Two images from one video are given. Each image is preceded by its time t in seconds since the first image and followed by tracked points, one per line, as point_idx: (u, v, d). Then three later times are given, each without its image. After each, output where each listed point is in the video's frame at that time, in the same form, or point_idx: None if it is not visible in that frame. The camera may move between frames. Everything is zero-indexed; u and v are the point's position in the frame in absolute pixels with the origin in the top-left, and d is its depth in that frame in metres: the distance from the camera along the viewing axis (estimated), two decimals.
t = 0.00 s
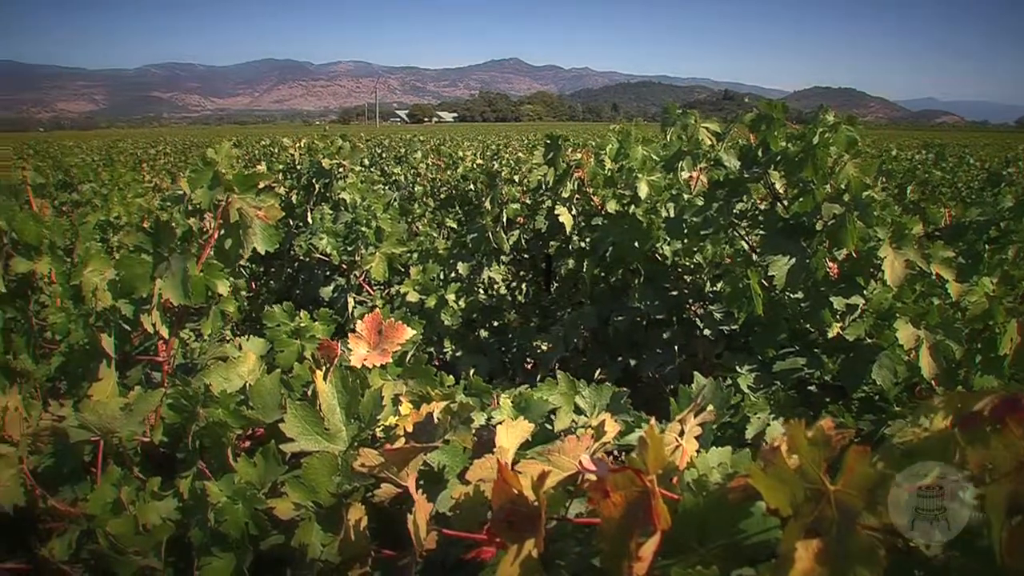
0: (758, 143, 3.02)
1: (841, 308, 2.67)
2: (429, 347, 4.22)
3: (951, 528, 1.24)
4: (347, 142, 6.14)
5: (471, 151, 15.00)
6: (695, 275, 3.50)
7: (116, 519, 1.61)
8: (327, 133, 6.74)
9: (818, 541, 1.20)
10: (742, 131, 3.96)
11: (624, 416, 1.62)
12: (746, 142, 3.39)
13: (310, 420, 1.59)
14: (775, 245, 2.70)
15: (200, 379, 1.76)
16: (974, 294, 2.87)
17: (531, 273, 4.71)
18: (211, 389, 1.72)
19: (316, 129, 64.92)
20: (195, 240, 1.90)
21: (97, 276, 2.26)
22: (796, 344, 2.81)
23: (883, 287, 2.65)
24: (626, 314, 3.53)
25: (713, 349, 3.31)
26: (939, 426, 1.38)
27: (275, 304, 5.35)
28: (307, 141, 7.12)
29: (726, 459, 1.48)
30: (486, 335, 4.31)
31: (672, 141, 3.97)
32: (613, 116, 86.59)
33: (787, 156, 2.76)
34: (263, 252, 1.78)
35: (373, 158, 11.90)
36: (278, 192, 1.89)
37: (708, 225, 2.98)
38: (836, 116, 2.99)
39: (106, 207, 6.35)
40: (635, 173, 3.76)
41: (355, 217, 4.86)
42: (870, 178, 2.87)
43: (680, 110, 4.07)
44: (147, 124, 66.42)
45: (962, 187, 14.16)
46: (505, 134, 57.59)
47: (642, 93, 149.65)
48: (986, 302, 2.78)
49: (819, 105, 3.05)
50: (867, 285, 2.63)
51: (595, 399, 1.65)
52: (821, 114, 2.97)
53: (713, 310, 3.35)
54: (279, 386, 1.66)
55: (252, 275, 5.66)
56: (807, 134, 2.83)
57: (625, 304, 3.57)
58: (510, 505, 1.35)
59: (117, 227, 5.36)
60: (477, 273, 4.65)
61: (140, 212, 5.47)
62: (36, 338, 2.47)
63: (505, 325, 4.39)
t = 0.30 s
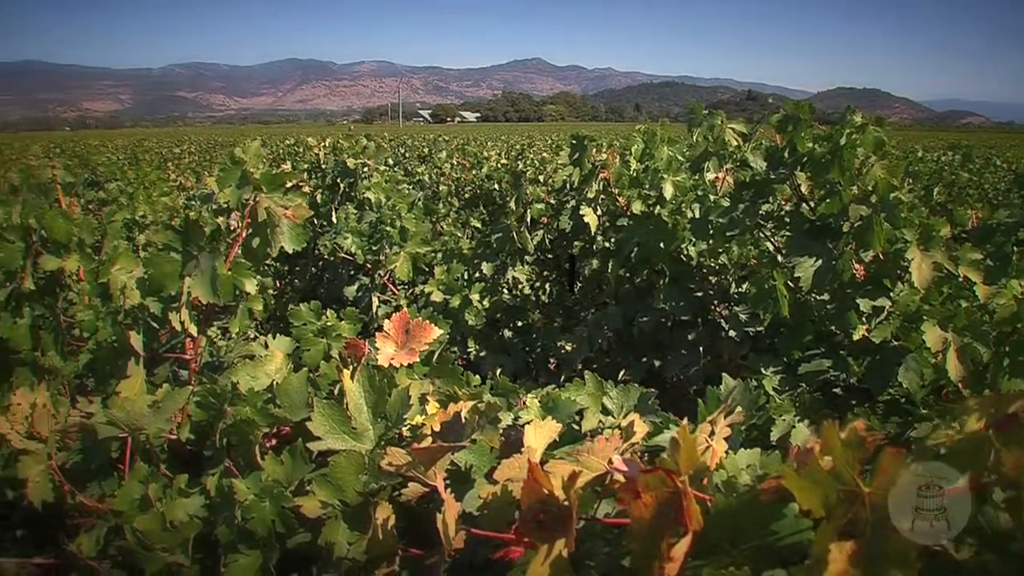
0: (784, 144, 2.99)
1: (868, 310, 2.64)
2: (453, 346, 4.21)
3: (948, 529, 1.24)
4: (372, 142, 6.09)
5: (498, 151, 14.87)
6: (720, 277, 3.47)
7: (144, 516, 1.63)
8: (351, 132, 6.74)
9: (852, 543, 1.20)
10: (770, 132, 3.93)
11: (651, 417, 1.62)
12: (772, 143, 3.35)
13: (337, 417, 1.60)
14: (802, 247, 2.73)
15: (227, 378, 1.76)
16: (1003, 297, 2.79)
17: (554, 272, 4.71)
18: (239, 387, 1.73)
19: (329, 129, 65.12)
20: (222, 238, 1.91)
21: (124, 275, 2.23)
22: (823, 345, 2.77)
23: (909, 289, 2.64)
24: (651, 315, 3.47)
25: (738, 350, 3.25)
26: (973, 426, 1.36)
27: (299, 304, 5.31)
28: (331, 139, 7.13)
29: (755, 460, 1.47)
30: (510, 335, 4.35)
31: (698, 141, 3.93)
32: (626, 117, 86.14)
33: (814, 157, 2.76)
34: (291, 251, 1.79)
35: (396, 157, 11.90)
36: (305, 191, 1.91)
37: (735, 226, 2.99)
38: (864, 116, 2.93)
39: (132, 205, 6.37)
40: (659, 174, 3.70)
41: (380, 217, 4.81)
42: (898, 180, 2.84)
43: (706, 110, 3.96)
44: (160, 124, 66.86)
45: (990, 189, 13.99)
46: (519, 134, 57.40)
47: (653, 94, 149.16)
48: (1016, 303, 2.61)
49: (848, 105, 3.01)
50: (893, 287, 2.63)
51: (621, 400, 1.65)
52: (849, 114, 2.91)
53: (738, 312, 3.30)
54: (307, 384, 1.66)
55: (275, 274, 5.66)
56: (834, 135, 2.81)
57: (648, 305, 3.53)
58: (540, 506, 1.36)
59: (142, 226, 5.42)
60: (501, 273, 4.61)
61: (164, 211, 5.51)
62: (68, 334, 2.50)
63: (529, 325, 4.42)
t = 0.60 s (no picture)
0: (810, 145, 2.98)
1: (892, 312, 2.61)
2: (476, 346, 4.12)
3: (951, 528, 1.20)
4: (394, 141, 6.06)
5: (520, 152, 14.80)
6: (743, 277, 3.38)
7: (169, 512, 1.63)
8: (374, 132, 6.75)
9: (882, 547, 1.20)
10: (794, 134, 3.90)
11: (676, 417, 1.62)
12: (797, 144, 3.30)
13: (361, 416, 1.60)
14: (825, 249, 2.71)
15: (252, 376, 1.77)
16: None
17: (576, 273, 4.72)
18: (264, 385, 1.73)
19: (341, 128, 65.32)
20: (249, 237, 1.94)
21: (149, 273, 2.33)
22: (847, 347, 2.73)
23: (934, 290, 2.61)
24: (674, 315, 3.44)
25: (761, 352, 3.20)
26: (1004, 431, 1.33)
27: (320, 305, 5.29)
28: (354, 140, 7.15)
29: (781, 463, 1.47)
30: (532, 335, 4.27)
31: (722, 141, 3.90)
32: (638, 117, 85.80)
33: (839, 158, 2.75)
34: (315, 250, 1.79)
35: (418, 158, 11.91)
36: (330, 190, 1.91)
37: (758, 228, 2.95)
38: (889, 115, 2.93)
39: (157, 204, 6.38)
40: (683, 176, 3.74)
41: (402, 216, 4.79)
42: (924, 182, 2.81)
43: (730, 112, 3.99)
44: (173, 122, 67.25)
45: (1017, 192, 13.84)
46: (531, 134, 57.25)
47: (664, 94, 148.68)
48: None
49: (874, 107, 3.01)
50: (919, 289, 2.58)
51: (647, 400, 1.66)
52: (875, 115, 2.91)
53: (761, 313, 3.26)
54: (330, 383, 1.66)
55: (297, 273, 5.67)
56: (860, 136, 2.77)
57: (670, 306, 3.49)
58: (567, 506, 1.36)
59: (165, 223, 5.47)
60: (523, 273, 4.58)
61: (186, 208, 5.56)
62: (96, 332, 2.52)
63: (551, 325, 4.37)
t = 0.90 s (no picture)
0: (834, 146, 2.93)
1: (917, 314, 2.59)
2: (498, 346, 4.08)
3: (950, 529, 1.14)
4: (418, 140, 6.03)
5: (542, 151, 14.66)
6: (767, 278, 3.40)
7: (194, 510, 1.64)
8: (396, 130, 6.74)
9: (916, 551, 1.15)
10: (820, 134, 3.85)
11: (701, 418, 1.63)
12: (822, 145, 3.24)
13: (387, 416, 1.61)
14: (850, 251, 2.69)
15: (278, 375, 1.78)
16: None
17: (598, 273, 4.72)
18: (289, 384, 1.74)
19: (351, 127, 65.41)
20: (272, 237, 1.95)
21: (174, 271, 2.34)
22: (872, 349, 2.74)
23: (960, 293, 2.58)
24: (697, 316, 3.39)
25: (785, 354, 3.19)
26: None
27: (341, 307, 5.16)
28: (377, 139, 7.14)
29: (807, 465, 1.47)
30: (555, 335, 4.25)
31: (747, 142, 3.85)
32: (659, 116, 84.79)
33: (865, 159, 2.68)
34: (341, 249, 1.80)
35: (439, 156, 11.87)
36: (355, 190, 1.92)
37: (783, 229, 2.93)
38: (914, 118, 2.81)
39: (181, 201, 6.36)
40: (707, 176, 3.72)
41: (425, 216, 4.73)
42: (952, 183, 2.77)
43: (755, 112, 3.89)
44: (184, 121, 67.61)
45: None
46: (542, 133, 57.06)
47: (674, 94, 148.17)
48: None
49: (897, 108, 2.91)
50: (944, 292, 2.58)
51: (672, 401, 1.66)
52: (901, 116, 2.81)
53: (785, 314, 3.23)
54: (356, 383, 1.67)
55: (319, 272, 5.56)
56: (886, 137, 2.73)
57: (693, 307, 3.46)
58: (595, 506, 1.35)
59: (188, 221, 5.51)
60: (546, 273, 4.55)
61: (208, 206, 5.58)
62: (123, 329, 2.53)
63: (574, 325, 4.34)
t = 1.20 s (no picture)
0: (855, 147, 2.85)
1: (938, 316, 2.53)
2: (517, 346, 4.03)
3: (951, 528, 1.10)
4: (437, 139, 5.95)
5: (561, 151, 14.52)
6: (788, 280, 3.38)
7: (215, 508, 1.65)
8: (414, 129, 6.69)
9: (943, 553, 1.10)
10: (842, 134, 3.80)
11: (723, 419, 1.63)
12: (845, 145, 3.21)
13: (408, 416, 1.61)
14: (872, 253, 2.63)
15: (300, 374, 1.78)
16: None
17: (618, 274, 4.69)
18: (311, 383, 1.74)
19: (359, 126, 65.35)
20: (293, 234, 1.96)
21: (195, 270, 2.36)
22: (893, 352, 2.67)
23: (983, 295, 2.55)
24: (717, 318, 3.37)
25: (806, 355, 3.12)
26: None
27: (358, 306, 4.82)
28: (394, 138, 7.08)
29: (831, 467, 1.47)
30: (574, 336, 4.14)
31: (769, 143, 3.81)
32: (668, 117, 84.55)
33: (886, 160, 2.63)
34: (363, 248, 1.82)
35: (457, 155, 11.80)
36: (377, 190, 1.93)
37: (804, 231, 2.90)
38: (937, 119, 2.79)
39: (197, 199, 6.27)
40: (728, 178, 3.69)
41: (445, 216, 4.55)
42: (976, 185, 2.73)
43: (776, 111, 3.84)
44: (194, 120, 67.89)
45: None
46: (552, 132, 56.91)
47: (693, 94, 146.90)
48: None
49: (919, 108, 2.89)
50: (968, 293, 2.51)
51: (694, 403, 1.66)
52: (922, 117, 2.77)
53: (805, 315, 3.22)
54: (378, 382, 1.67)
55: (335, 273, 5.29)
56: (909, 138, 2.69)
57: (713, 308, 3.42)
58: (619, 506, 1.35)
59: (208, 221, 5.52)
60: (565, 274, 4.52)
61: (227, 205, 5.58)
62: (143, 328, 2.53)
63: (594, 326, 4.17)
